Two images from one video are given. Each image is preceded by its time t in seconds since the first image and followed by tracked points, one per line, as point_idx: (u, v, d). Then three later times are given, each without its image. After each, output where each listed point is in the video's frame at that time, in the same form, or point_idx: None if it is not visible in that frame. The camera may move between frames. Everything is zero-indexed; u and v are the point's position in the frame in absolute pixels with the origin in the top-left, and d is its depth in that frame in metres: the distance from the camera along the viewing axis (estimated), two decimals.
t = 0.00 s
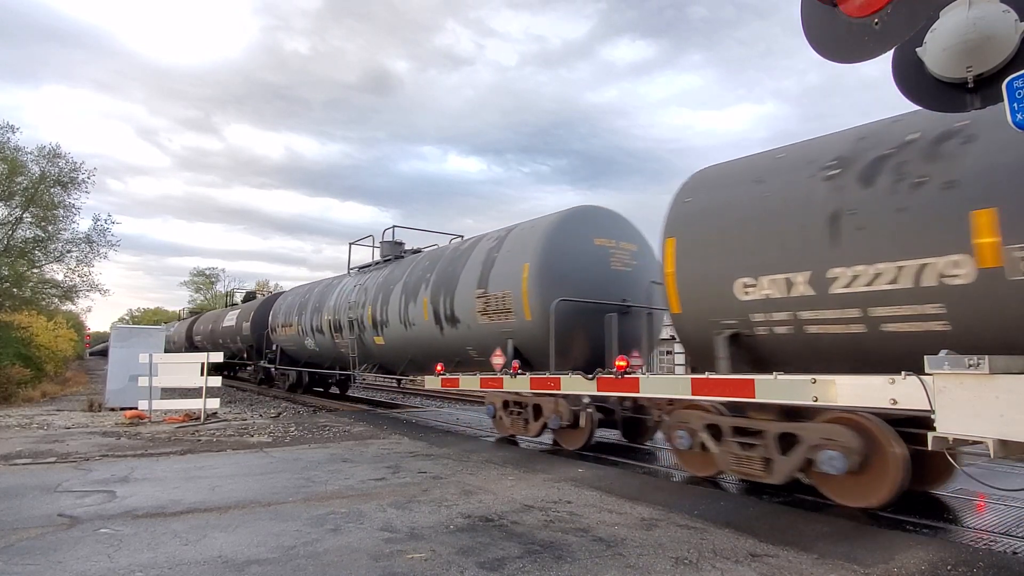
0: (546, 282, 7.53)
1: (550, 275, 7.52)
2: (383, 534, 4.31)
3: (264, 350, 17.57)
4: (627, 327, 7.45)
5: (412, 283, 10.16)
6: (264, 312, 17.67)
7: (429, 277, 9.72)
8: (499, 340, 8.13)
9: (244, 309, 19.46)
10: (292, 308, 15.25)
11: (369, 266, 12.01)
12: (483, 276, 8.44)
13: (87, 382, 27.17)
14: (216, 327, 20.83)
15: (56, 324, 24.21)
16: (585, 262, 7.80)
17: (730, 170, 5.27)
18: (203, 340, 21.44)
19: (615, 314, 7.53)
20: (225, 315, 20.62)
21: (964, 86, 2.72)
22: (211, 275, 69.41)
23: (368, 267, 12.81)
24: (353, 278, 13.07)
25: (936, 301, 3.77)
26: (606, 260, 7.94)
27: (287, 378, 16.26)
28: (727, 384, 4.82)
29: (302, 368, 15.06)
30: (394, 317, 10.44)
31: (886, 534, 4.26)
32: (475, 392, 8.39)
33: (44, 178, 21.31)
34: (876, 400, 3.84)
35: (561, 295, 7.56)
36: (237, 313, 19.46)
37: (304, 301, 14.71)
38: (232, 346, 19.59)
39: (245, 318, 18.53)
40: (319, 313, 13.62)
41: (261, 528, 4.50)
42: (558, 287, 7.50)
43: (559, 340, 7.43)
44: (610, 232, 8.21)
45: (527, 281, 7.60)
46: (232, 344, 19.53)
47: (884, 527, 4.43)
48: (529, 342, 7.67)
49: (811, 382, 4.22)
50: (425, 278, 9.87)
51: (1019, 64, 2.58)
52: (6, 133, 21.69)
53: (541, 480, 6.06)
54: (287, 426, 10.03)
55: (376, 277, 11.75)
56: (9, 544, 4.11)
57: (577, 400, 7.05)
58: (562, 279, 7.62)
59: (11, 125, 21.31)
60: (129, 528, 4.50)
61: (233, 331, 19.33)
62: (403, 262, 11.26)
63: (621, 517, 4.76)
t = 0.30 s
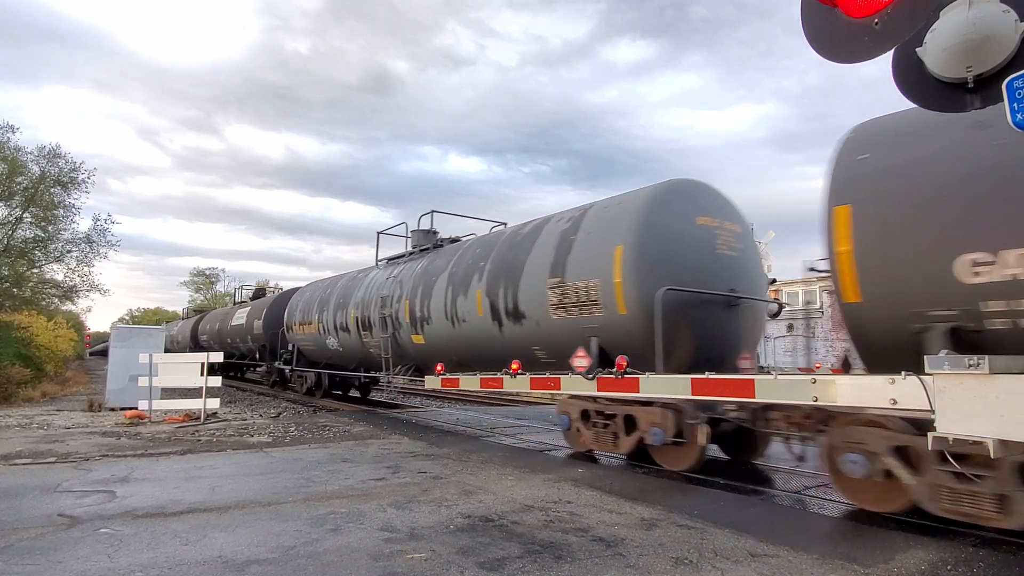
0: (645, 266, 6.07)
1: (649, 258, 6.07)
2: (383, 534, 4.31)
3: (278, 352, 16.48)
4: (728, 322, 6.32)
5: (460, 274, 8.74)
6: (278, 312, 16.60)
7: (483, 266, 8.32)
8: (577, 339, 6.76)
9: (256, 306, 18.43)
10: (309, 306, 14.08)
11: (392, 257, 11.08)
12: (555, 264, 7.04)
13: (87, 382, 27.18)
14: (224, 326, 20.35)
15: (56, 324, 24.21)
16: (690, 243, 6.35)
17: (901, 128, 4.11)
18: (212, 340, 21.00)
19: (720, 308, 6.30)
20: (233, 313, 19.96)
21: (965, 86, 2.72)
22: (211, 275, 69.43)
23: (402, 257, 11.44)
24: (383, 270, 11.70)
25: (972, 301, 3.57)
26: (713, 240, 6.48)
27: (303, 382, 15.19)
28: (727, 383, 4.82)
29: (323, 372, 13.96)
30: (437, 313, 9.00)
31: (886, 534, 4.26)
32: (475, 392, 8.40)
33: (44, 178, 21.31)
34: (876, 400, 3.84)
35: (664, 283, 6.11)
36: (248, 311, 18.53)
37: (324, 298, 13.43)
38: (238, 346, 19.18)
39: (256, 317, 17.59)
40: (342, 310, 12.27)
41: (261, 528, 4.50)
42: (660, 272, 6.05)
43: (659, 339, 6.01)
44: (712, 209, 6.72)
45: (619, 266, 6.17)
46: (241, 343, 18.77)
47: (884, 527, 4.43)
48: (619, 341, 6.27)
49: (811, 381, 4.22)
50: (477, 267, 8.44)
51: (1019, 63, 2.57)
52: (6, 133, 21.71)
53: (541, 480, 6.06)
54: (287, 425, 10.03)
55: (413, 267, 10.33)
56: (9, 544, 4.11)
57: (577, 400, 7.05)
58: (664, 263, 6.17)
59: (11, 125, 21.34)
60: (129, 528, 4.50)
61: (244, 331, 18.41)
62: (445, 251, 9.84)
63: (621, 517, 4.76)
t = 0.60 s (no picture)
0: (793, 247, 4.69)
1: (803, 234, 4.71)
2: (383, 534, 4.31)
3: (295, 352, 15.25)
4: (897, 318, 4.81)
5: (524, 260, 7.39)
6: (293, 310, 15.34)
7: (556, 250, 6.94)
8: (696, 337, 5.41)
9: (268, 302, 17.23)
10: (331, 304, 12.82)
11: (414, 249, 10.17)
12: (659, 245, 5.65)
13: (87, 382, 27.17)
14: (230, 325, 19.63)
15: (56, 324, 24.21)
16: (844, 214, 4.88)
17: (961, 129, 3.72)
18: (216, 337, 19.89)
19: (885, 299, 4.74)
20: (242, 309, 19.00)
21: (964, 86, 2.72)
22: (212, 275, 69.48)
23: (442, 244, 10.11)
24: (421, 260, 10.36)
25: None
26: (872, 211, 4.98)
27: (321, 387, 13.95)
28: (727, 383, 4.82)
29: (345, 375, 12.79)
30: (495, 307, 7.68)
31: (886, 534, 4.26)
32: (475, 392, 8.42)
33: (44, 178, 21.31)
34: (876, 400, 3.84)
35: (818, 266, 4.67)
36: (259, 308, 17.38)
37: (350, 293, 12.13)
38: (242, 345, 18.49)
39: (267, 315, 16.39)
40: (372, 307, 10.99)
41: (261, 528, 4.50)
42: (813, 253, 4.67)
43: (817, 333, 4.64)
44: (865, 174, 5.19)
45: (760, 244, 4.83)
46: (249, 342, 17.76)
47: (884, 526, 4.43)
48: (755, 339, 5.00)
49: (811, 381, 4.22)
50: (547, 252, 7.06)
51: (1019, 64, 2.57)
52: (6, 133, 21.74)
53: (541, 480, 6.06)
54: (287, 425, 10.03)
55: (463, 256, 8.98)
56: (9, 544, 4.11)
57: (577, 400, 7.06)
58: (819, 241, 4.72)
59: (11, 125, 21.36)
60: (129, 528, 4.50)
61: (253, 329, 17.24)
62: (501, 237, 8.49)
63: (621, 517, 4.76)
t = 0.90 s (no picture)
0: None
1: None
2: (383, 534, 4.31)
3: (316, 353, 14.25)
4: None
5: (613, 241, 6.11)
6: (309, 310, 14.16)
7: (659, 227, 5.63)
8: (875, 330, 4.15)
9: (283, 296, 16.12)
10: (358, 299, 11.56)
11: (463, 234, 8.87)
12: (823, 214, 4.35)
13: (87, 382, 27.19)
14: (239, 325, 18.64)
15: (56, 324, 24.23)
16: None
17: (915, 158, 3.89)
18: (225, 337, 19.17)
19: None
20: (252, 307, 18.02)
21: (965, 86, 2.72)
22: (211, 275, 69.47)
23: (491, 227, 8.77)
24: (468, 247, 9.03)
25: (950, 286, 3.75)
26: None
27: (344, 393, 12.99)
28: (727, 383, 4.82)
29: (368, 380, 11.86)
30: (574, 300, 6.40)
31: (887, 535, 4.26)
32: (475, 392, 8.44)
33: (44, 178, 21.31)
34: (875, 400, 3.84)
35: None
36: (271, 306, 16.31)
37: (380, 287, 10.89)
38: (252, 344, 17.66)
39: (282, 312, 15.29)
40: (408, 301, 9.73)
41: (261, 528, 4.50)
42: None
43: None
44: None
45: (1002, 206, 3.46)
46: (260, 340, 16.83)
47: (884, 527, 4.43)
48: (975, 333, 3.73)
49: (811, 381, 4.22)
50: (647, 231, 5.74)
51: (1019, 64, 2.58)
52: (6, 133, 21.75)
53: (540, 480, 6.06)
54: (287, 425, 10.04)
55: (526, 239, 7.67)
56: (9, 544, 4.11)
57: (577, 400, 7.06)
58: None
59: (11, 125, 21.39)
60: (129, 528, 4.50)
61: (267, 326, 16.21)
62: (574, 217, 7.18)
63: (621, 517, 4.76)
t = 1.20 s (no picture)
0: None
1: None
2: (383, 534, 4.31)
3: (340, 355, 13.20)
4: None
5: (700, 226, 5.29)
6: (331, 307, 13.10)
7: (820, 195, 4.47)
8: None
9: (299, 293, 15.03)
10: (393, 294, 10.27)
11: (531, 214, 7.61)
12: None
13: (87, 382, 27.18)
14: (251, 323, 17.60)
15: (56, 324, 24.21)
16: None
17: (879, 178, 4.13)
18: (236, 334, 18.37)
19: None
20: (264, 305, 17.00)
21: (964, 86, 2.72)
22: (212, 275, 69.39)
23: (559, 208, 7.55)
24: (531, 231, 7.75)
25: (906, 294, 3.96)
26: None
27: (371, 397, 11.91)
28: (727, 383, 4.83)
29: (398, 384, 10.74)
30: (696, 288, 5.17)
31: (887, 535, 4.26)
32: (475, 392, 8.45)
33: (44, 178, 21.31)
34: (875, 400, 3.84)
35: None
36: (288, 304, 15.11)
37: (419, 281, 9.62)
38: (263, 345, 16.69)
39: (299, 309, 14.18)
40: (457, 294, 8.49)
41: (261, 528, 4.51)
42: None
43: None
44: None
45: None
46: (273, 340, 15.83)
47: (884, 527, 4.43)
48: None
49: (811, 381, 4.23)
50: (800, 200, 4.59)
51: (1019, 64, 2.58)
52: (6, 133, 21.75)
53: (541, 480, 6.06)
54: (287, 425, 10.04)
55: (615, 217, 6.42)
56: (9, 544, 4.11)
57: (577, 400, 7.07)
58: None
59: (11, 125, 21.41)
60: (130, 528, 4.50)
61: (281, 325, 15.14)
62: (675, 189, 5.94)
63: (621, 517, 4.76)
